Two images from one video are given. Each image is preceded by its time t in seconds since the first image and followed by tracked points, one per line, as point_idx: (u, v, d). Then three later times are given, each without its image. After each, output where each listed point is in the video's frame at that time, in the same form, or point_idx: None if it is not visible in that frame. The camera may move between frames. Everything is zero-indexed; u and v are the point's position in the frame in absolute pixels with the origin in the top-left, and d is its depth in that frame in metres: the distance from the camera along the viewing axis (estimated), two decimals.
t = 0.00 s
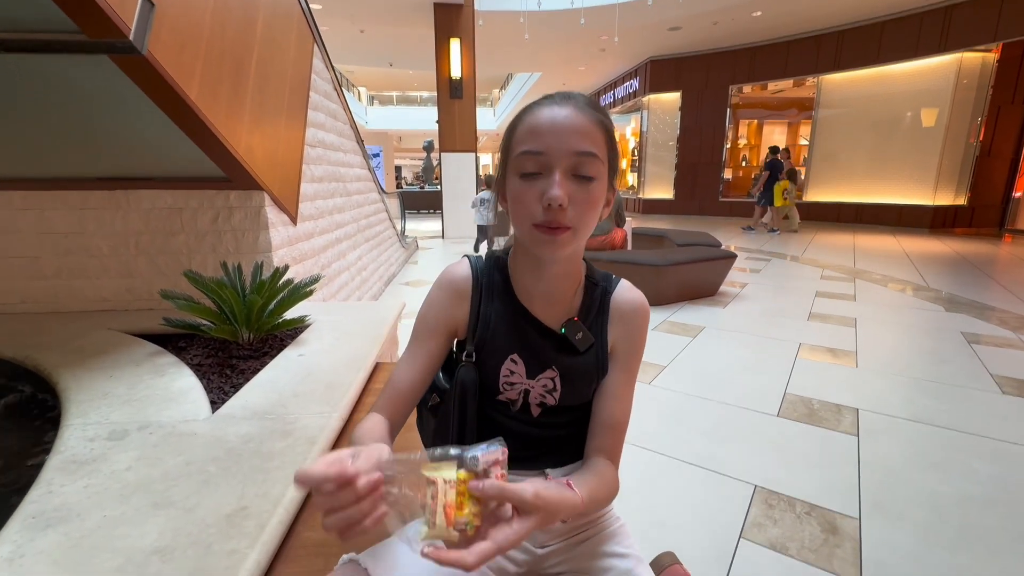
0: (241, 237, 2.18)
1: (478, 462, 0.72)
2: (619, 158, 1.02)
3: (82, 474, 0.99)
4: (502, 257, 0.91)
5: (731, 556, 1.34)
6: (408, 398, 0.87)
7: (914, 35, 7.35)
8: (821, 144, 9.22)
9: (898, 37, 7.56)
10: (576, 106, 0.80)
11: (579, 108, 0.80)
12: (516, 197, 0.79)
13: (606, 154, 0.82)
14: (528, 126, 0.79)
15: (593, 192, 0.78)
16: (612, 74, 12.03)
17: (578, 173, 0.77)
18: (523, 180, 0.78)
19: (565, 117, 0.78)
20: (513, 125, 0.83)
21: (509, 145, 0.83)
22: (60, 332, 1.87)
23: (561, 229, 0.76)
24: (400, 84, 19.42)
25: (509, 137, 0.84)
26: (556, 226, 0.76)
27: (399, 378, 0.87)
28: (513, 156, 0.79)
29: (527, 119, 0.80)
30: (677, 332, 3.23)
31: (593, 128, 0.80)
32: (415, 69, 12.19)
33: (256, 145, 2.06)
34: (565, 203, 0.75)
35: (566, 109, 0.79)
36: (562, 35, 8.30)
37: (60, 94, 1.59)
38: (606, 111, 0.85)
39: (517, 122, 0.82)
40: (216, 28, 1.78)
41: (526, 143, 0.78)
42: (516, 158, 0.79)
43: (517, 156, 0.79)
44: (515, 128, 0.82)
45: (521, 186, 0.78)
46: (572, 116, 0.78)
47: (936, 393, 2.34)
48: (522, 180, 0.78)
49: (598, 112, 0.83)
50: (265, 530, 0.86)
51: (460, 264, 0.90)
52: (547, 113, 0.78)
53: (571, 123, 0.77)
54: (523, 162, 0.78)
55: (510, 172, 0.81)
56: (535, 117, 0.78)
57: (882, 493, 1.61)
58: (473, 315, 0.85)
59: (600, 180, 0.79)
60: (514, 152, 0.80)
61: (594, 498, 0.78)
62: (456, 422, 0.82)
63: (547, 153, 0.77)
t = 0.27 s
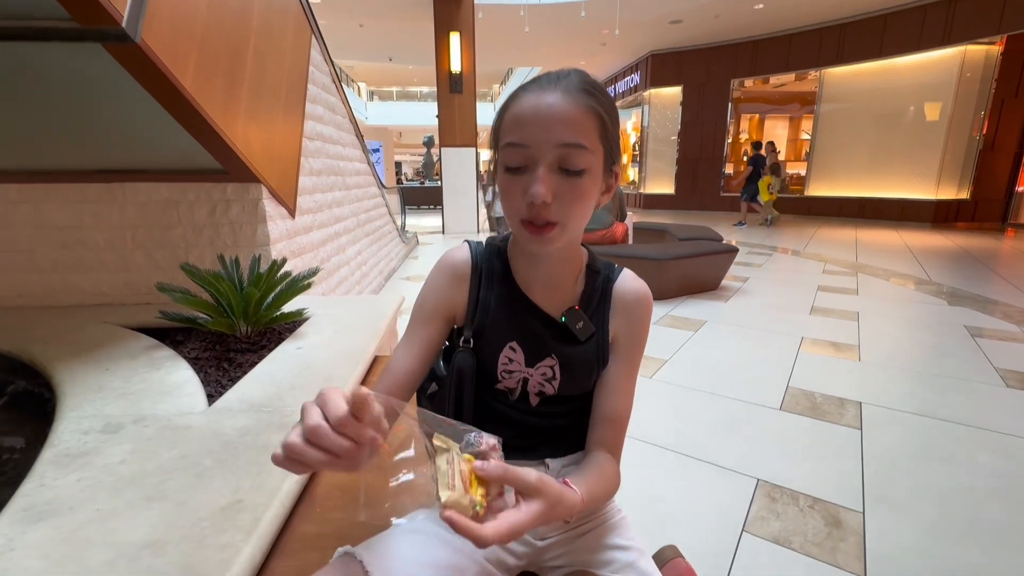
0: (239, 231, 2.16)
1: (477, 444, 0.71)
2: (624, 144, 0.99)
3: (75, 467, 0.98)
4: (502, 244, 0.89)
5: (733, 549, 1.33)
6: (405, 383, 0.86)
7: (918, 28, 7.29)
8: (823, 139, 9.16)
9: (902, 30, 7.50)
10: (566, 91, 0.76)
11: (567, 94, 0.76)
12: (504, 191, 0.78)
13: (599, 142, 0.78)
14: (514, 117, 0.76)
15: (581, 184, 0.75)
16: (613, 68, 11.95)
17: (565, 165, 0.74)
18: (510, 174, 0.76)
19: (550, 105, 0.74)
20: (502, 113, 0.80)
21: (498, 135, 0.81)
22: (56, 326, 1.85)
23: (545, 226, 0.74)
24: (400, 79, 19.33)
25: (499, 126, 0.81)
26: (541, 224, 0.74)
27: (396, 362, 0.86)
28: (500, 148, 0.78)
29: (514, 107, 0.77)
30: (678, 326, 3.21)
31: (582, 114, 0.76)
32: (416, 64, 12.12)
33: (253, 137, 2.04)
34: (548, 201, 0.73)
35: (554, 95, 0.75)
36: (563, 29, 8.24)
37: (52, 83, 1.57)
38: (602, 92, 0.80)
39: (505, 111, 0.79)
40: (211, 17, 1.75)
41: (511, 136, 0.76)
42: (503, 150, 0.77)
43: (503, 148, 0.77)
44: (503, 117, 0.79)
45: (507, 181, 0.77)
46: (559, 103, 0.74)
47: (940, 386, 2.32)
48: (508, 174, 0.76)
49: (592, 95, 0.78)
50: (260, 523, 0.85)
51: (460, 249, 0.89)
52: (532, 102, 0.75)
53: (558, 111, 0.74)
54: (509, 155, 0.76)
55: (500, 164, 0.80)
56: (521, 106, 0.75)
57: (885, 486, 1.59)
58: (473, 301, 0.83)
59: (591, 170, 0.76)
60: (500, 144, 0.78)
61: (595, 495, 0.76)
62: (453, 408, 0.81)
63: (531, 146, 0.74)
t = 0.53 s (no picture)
0: (238, 228, 2.14)
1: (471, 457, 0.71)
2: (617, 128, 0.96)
3: (70, 466, 0.97)
4: (495, 239, 0.87)
5: (736, 548, 1.32)
6: (403, 386, 0.84)
7: (921, 24, 7.25)
8: (825, 136, 9.13)
9: (905, 27, 7.46)
10: (553, 77, 0.74)
11: (556, 79, 0.74)
12: (492, 182, 0.76)
13: (589, 128, 0.76)
14: (501, 105, 0.75)
15: (571, 173, 0.73)
16: (614, 65, 11.92)
17: (554, 154, 0.73)
18: (498, 164, 0.75)
19: (538, 90, 0.72)
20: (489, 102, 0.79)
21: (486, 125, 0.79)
22: (54, 324, 1.84)
23: (533, 216, 0.72)
24: (401, 78, 19.32)
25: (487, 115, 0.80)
26: (530, 214, 0.73)
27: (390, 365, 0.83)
28: (487, 138, 0.76)
29: (501, 95, 0.76)
30: (680, 324, 3.19)
31: (571, 100, 0.74)
32: (416, 62, 12.09)
33: (252, 133, 2.02)
34: (536, 190, 0.71)
35: (541, 80, 0.74)
36: (564, 26, 8.21)
37: (47, 79, 1.55)
38: (592, 77, 0.79)
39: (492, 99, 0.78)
40: (209, 12, 1.73)
41: (498, 124, 0.74)
42: (490, 139, 0.76)
43: (490, 137, 0.76)
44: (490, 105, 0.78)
45: (495, 172, 0.75)
46: (547, 89, 0.73)
47: (944, 383, 2.30)
48: (496, 164, 0.75)
49: (582, 80, 0.77)
50: (257, 522, 0.84)
51: (451, 247, 0.87)
52: (519, 89, 0.73)
53: (545, 97, 0.72)
54: (496, 143, 0.75)
55: (488, 153, 0.78)
56: (507, 94, 0.74)
57: (890, 484, 1.58)
58: (467, 299, 0.82)
59: (581, 158, 0.74)
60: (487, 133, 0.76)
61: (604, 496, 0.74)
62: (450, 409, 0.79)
63: (518, 133, 0.72)
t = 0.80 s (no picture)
0: (241, 233, 2.16)
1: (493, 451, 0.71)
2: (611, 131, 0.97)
3: (74, 470, 0.97)
4: (487, 245, 0.87)
5: (740, 554, 1.31)
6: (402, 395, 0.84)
7: (923, 28, 7.26)
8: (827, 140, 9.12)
9: (906, 31, 7.46)
10: (543, 86, 0.74)
11: (546, 89, 0.74)
12: (485, 194, 0.76)
13: (581, 137, 0.76)
14: (491, 116, 0.74)
15: (564, 184, 0.74)
16: (615, 70, 11.96)
17: (548, 166, 0.73)
18: (490, 177, 0.75)
19: (528, 102, 0.72)
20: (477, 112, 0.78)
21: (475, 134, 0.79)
22: (58, 329, 1.85)
23: (529, 228, 0.73)
24: (403, 83, 19.41)
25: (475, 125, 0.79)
26: (525, 226, 0.73)
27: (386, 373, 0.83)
28: (477, 149, 0.76)
29: (490, 106, 0.75)
30: (683, 328, 3.19)
31: (563, 109, 0.74)
32: (419, 68, 12.16)
33: (256, 139, 2.03)
34: (531, 203, 0.72)
35: (531, 90, 0.73)
36: (566, 31, 8.25)
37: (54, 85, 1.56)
38: (582, 83, 0.78)
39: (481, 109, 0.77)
40: (213, 19, 1.75)
41: (488, 137, 0.74)
42: (481, 151, 0.76)
43: (480, 149, 0.75)
44: (479, 115, 0.77)
45: (487, 184, 0.75)
46: (537, 100, 0.72)
47: (948, 388, 2.29)
48: (488, 176, 0.75)
49: (572, 87, 0.76)
50: (260, 527, 0.84)
51: (445, 256, 0.87)
52: (509, 101, 0.73)
53: (536, 108, 0.72)
54: (487, 155, 0.75)
55: (478, 164, 0.78)
56: (497, 106, 0.73)
57: (894, 489, 1.57)
58: (463, 307, 0.82)
59: (574, 168, 0.75)
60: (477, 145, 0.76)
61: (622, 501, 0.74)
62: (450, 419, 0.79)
63: (511, 146, 0.72)
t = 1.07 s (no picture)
0: (244, 236, 2.17)
1: (520, 429, 0.72)
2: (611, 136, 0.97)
3: (79, 473, 0.97)
4: (486, 251, 0.87)
5: (743, 557, 1.31)
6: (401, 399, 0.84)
7: (922, 32, 7.29)
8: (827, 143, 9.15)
9: (905, 35, 7.49)
10: (556, 108, 0.72)
11: (558, 112, 0.72)
12: (493, 215, 0.75)
13: (591, 159, 0.76)
14: (501, 138, 0.72)
15: (573, 208, 0.75)
16: (616, 74, 12.01)
17: (558, 191, 0.73)
18: (500, 200, 0.74)
19: (540, 127, 0.71)
20: (485, 127, 0.75)
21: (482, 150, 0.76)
22: (62, 332, 1.86)
23: (540, 253, 0.74)
24: (405, 88, 19.51)
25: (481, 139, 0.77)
26: (534, 252, 0.74)
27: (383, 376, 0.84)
28: (486, 169, 0.74)
29: (498, 123, 0.73)
30: (684, 332, 3.19)
31: (575, 135, 0.72)
32: (420, 72, 12.21)
33: (259, 143, 2.04)
34: (543, 230, 0.72)
35: (543, 112, 0.71)
36: (566, 36, 8.28)
37: (60, 92, 1.58)
38: (593, 99, 0.76)
39: (489, 126, 0.74)
40: (217, 24, 1.76)
41: (498, 161, 0.72)
42: (488, 172, 0.74)
43: (489, 170, 0.74)
44: (486, 133, 0.75)
45: (495, 206, 0.74)
46: (549, 125, 0.71)
47: (950, 391, 2.29)
48: (498, 199, 0.74)
49: (584, 106, 0.74)
50: (265, 530, 0.84)
51: (443, 263, 0.87)
52: (520, 124, 0.71)
53: (550, 133, 0.71)
54: (496, 178, 0.73)
55: (484, 182, 0.77)
56: (507, 128, 0.72)
57: (897, 492, 1.57)
58: (463, 313, 0.82)
59: (583, 192, 0.75)
60: (485, 165, 0.74)
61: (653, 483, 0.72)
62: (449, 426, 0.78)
63: (521, 172, 0.71)
